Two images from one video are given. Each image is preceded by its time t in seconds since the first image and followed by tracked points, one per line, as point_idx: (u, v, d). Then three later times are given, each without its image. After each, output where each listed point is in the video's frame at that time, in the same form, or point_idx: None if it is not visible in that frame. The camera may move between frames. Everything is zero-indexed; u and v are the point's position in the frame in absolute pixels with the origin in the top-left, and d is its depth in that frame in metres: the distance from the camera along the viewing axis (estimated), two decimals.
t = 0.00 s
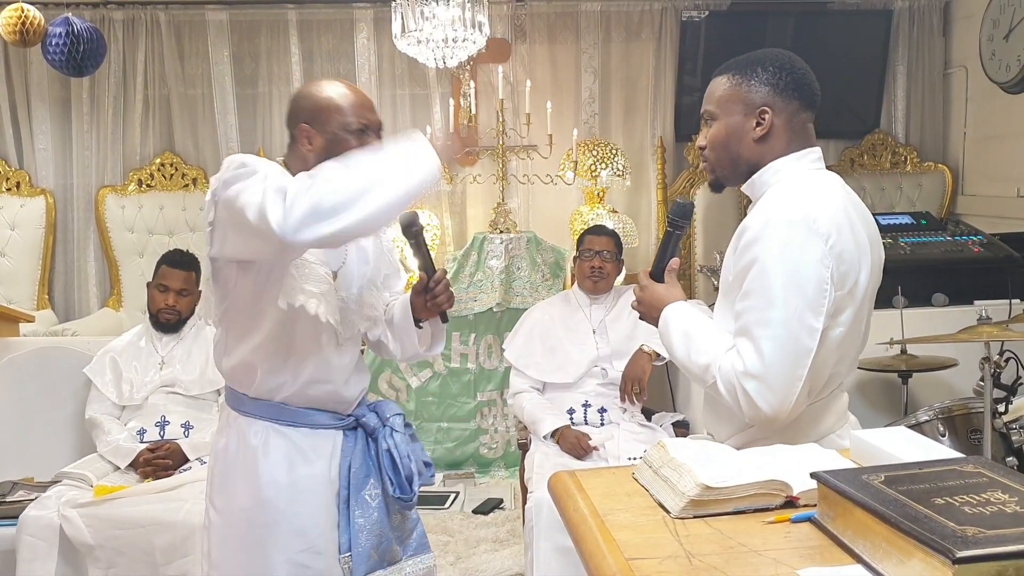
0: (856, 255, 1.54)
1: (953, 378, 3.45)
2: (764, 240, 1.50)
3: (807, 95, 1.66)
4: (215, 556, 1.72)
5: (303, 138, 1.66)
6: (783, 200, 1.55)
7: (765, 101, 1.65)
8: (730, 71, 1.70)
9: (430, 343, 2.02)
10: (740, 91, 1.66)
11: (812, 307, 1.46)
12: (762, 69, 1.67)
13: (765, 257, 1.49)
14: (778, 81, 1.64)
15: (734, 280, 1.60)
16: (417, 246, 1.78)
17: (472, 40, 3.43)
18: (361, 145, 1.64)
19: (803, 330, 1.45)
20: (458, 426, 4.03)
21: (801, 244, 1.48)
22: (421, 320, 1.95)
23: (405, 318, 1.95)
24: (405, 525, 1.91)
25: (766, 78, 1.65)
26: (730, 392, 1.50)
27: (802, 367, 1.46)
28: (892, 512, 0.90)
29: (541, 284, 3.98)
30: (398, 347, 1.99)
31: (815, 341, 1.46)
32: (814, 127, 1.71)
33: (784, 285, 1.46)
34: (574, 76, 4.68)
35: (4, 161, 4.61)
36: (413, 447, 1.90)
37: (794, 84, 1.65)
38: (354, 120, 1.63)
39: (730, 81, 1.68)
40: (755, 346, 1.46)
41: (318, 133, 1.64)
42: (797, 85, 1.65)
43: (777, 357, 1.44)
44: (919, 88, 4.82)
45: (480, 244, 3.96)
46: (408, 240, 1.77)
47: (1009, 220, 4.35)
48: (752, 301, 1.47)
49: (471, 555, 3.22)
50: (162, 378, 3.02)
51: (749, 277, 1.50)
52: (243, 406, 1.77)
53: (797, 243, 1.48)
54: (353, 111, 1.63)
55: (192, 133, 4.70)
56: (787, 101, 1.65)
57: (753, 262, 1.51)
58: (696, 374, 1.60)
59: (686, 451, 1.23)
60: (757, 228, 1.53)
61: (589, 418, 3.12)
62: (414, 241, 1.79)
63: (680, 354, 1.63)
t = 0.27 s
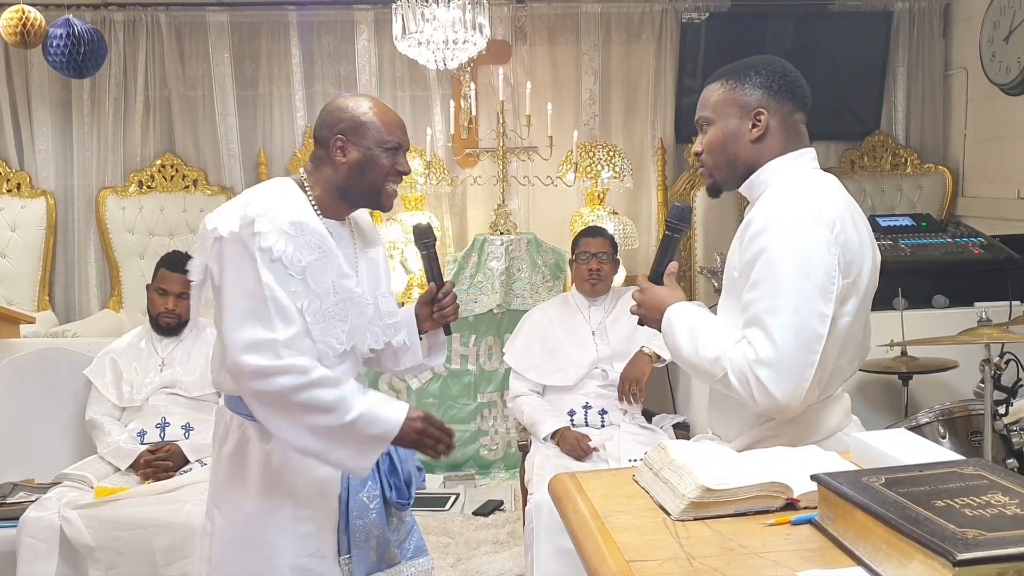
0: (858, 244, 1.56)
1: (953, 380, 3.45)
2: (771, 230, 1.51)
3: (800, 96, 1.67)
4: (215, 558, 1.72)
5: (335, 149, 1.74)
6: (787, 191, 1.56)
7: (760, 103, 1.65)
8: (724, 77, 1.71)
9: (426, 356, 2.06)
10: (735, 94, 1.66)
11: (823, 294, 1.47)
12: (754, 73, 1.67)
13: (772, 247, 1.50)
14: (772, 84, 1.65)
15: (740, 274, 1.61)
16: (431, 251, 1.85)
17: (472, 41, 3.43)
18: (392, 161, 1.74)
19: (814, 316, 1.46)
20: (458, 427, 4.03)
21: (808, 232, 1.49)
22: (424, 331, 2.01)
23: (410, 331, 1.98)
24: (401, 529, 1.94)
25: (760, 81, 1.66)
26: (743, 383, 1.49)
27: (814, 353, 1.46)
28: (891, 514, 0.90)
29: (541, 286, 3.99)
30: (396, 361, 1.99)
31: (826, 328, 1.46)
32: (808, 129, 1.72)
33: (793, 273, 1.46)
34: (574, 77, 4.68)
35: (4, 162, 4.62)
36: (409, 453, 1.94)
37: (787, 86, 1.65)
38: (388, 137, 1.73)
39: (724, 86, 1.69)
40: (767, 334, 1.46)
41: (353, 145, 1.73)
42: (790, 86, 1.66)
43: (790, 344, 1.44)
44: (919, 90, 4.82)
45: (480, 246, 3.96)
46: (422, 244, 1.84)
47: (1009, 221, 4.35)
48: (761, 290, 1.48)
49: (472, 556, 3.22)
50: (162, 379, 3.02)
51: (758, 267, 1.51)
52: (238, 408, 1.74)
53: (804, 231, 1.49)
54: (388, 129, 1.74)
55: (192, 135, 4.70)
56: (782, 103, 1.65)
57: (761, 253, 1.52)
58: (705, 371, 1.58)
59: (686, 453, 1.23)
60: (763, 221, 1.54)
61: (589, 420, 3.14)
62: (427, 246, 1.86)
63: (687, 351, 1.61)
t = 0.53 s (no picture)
0: (860, 236, 1.58)
1: (951, 380, 3.45)
2: (775, 222, 1.52)
3: (794, 98, 1.68)
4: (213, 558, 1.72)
5: (312, 139, 1.74)
6: (786, 186, 1.57)
7: (755, 104, 1.66)
8: (718, 83, 1.72)
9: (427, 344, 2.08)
10: (730, 97, 1.67)
11: (829, 283, 1.47)
12: (748, 78, 1.69)
13: (776, 239, 1.50)
14: (766, 85, 1.66)
15: (743, 270, 1.60)
16: (424, 237, 1.85)
17: (471, 42, 3.43)
18: (370, 141, 1.74)
19: (822, 305, 1.45)
20: (457, 427, 4.03)
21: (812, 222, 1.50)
22: (423, 319, 2.04)
23: (409, 318, 2.01)
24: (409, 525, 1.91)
25: (754, 83, 1.67)
26: (753, 379, 1.47)
27: (823, 344, 1.46)
28: (890, 515, 0.90)
29: (540, 286, 3.98)
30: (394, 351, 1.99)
31: (834, 317, 1.46)
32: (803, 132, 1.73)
33: (798, 263, 1.47)
34: (573, 77, 4.68)
35: (2, 162, 4.61)
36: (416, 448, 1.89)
37: (781, 87, 1.67)
38: (361, 118, 1.73)
39: (719, 90, 1.70)
40: (776, 326, 1.45)
41: (328, 132, 1.73)
42: (784, 88, 1.67)
43: (799, 334, 1.44)
44: (917, 91, 4.83)
45: (479, 245, 3.95)
46: (417, 231, 1.84)
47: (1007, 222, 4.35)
48: (767, 282, 1.48)
49: (470, 557, 3.22)
50: (159, 379, 3.01)
51: (762, 260, 1.51)
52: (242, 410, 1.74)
53: (807, 222, 1.50)
54: (360, 109, 1.74)
55: (190, 134, 4.70)
56: (776, 103, 1.66)
57: (766, 245, 1.52)
58: (712, 370, 1.57)
59: (684, 454, 1.23)
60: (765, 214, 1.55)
61: (588, 420, 3.13)
62: (421, 234, 1.86)
63: (693, 352, 1.60)
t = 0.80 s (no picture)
0: (865, 248, 1.55)
1: (951, 380, 3.45)
2: (774, 227, 1.51)
3: (815, 95, 1.67)
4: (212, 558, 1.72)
5: (284, 132, 1.74)
6: (790, 191, 1.56)
7: (772, 99, 1.65)
8: (739, 70, 1.71)
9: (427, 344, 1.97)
10: (748, 88, 1.66)
11: (821, 296, 1.47)
12: (770, 68, 1.68)
13: (772, 245, 1.49)
14: (786, 79, 1.65)
15: (739, 272, 1.61)
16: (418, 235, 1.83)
17: (470, 41, 3.43)
18: (340, 125, 1.73)
19: (810, 319, 1.45)
20: (457, 427, 4.03)
21: (811, 232, 1.49)
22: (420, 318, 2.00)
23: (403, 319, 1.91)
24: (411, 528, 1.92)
25: (775, 76, 1.66)
26: (732, 385, 1.50)
27: (806, 359, 1.46)
28: (890, 515, 0.90)
29: (540, 286, 3.98)
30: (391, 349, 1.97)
31: (822, 333, 1.46)
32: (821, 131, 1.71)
33: (791, 270, 1.46)
34: (573, 77, 4.68)
35: (2, 162, 4.61)
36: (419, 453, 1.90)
37: (803, 83, 1.66)
38: (331, 103, 1.73)
39: (739, 79, 1.69)
40: (760, 336, 1.46)
41: (299, 121, 1.73)
42: (805, 84, 1.66)
43: (783, 347, 1.44)
44: (917, 91, 4.82)
45: (479, 245, 3.96)
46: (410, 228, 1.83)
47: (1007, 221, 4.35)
48: (759, 290, 1.47)
49: (470, 557, 3.22)
50: (159, 379, 3.01)
51: (758, 264, 1.50)
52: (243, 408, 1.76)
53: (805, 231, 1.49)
54: (331, 96, 1.73)
55: (190, 134, 4.70)
56: (794, 100, 1.65)
57: (762, 251, 1.51)
58: (699, 372, 1.60)
59: (684, 453, 1.23)
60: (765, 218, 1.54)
61: (588, 420, 3.13)
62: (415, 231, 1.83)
63: (682, 351, 1.63)
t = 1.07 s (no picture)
0: (875, 258, 1.54)
1: (952, 380, 3.45)
2: (778, 240, 1.51)
3: (822, 94, 1.66)
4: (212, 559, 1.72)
5: (328, 148, 1.80)
6: (798, 200, 1.54)
7: (777, 99, 1.65)
8: (744, 68, 1.71)
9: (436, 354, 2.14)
10: (752, 88, 1.66)
11: (825, 313, 1.47)
12: (775, 66, 1.67)
13: (776, 260, 1.49)
14: (791, 79, 1.65)
15: (744, 282, 1.61)
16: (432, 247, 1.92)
17: (470, 41, 3.42)
18: (382, 162, 1.79)
19: (814, 337, 1.47)
20: (457, 427, 4.03)
21: (816, 246, 1.48)
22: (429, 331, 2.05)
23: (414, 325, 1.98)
24: (406, 530, 1.89)
25: (779, 75, 1.66)
26: (735, 402, 1.52)
27: (810, 377, 1.47)
28: (892, 516, 0.90)
29: (540, 286, 3.98)
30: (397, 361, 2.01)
31: (825, 350, 1.47)
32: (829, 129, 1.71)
33: (795, 286, 1.47)
34: (573, 77, 4.68)
35: (2, 162, 4.61)
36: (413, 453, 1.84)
37: (809, 81, 1.65)
38: (378, 136, 1.78)
39: (742, 78, 1.69)
40: (763, 353, 1.47)
41: (343, 143, 1.78)
42: (811, 82, 1.65)
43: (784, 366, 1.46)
44: (917, 91, 4.82)
45: (479, 246, 3.96)
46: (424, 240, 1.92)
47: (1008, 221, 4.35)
48: (762, 305, 1.48)
49: (470, 557, 3.22)
50: (160, 380, 3.01)
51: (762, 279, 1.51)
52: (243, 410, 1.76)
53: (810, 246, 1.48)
54: (377, 127, 1.79)
55: (190, 135, 4.70)
56: (800, 100, 1.65)
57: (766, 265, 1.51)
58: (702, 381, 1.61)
59: (685, 453, 1.23)
60: (770, 229, 1.53)
61: (589, 420, 3.13)
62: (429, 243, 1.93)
63: (686, 360, 1.64)
